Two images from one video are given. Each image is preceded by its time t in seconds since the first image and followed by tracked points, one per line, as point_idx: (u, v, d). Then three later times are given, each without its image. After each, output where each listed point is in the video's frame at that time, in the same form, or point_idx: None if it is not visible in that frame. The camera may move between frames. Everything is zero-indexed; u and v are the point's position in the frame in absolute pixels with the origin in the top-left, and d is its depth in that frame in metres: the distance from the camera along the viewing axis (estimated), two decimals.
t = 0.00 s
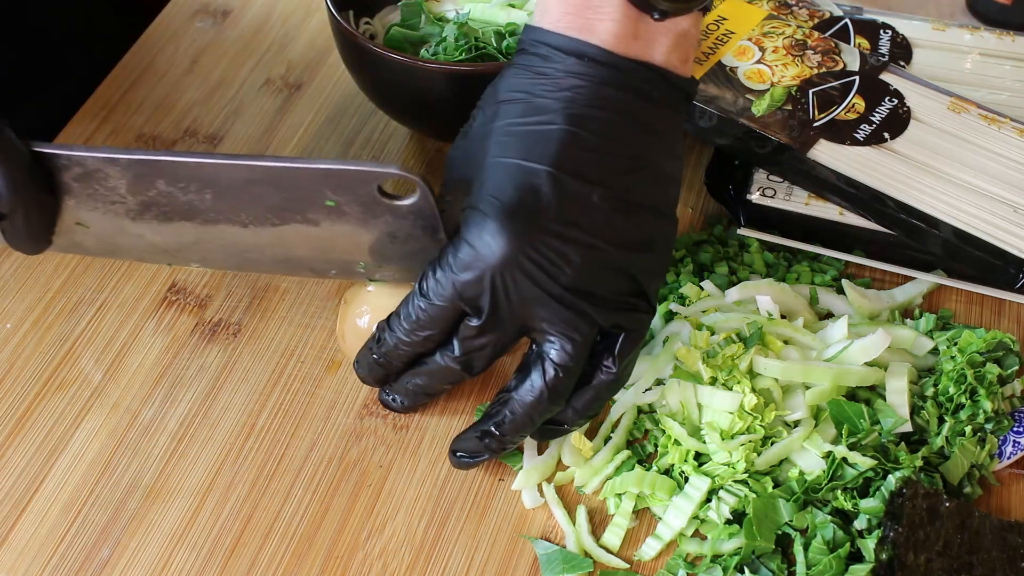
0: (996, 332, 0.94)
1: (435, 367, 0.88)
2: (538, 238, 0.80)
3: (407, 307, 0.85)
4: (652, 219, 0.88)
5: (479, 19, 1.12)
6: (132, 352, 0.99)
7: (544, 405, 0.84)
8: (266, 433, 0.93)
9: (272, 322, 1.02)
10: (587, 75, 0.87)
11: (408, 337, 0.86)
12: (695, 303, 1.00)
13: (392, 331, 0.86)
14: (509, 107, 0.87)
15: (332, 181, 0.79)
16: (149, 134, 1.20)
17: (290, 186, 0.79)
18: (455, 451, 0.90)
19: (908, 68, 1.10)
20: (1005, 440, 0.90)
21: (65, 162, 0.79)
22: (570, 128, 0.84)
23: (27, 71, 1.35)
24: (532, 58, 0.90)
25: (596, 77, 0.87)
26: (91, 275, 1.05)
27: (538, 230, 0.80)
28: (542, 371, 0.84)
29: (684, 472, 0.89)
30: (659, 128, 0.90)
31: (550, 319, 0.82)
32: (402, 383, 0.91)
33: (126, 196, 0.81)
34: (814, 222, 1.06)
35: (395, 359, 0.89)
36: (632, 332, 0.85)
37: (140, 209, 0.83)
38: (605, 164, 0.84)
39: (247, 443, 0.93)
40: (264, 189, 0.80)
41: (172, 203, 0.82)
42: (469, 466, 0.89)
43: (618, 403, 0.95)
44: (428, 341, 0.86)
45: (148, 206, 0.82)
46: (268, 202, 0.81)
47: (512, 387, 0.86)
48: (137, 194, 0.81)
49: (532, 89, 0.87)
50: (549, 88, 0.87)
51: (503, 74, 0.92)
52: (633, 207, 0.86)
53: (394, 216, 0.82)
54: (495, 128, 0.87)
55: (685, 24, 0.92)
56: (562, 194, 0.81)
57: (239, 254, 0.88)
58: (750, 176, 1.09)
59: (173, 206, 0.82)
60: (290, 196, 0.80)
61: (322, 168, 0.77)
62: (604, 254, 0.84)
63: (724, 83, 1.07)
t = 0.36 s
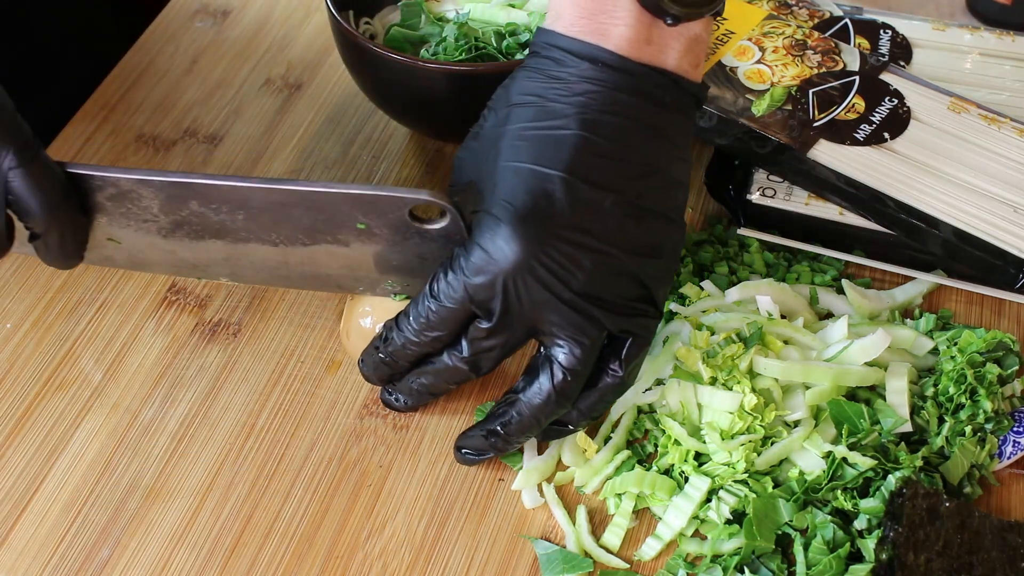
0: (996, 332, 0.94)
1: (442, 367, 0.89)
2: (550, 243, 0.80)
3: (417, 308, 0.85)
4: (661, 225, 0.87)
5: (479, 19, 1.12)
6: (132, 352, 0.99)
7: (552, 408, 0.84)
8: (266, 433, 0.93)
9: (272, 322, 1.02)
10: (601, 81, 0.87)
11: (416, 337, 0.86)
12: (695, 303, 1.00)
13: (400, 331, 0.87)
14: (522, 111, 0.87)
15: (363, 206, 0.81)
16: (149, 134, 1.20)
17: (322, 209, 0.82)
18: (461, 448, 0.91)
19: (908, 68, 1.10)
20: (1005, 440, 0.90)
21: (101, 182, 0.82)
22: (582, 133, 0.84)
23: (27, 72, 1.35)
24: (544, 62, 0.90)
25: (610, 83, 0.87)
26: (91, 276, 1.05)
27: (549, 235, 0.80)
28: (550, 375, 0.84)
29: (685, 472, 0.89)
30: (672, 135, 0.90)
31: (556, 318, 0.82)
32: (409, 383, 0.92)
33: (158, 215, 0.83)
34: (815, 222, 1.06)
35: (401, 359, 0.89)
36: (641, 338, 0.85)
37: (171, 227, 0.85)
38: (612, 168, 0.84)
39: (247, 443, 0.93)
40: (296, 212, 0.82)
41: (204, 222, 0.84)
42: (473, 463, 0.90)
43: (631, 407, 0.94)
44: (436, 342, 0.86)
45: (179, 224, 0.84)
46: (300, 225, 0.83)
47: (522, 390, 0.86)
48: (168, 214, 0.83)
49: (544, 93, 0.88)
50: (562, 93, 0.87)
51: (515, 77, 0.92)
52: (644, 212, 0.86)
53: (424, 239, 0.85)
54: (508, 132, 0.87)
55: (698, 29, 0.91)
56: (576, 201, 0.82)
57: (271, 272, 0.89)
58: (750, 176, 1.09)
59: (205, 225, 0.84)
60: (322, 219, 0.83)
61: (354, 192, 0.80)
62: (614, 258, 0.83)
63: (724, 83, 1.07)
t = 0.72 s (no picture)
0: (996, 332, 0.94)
1: (448, 369, 0.89)
2: (558, 245, 0.80)
3: (425, 310, 0.85)
4: (664, 227, 0.88)
5: (479, 19, 1.12)
6: (132, 352, 0.99)
7: (558, 411, 0.84)
8: (266, 433, 0.93)
9: (272, 322, 1.02)
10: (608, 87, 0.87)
11: (425, 339, 0.86)
12: (695, 303, 1.00)
13: (407, 333, 0.87)
14: (530, 117, 0.87)
15: (381, 218, 0.81)
16: (149, 134, 1.20)
17: (340, 223, 0.82)
18: (463, 448, 0.91)
19: (908, 68, 1.10)
20: (1005, 440, 0.90)
21: (122, 195, 0.81)
22: (592, 138, 0.85)
23: (28, 72, 1.36)
24: (551, 68, 0.89)
25: (617, 88, 0.87)
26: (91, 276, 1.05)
27: (558, 238, 0.80)
28: (557, 378, 0.84)
29: (684, 472, 0.89)
30: (672, 136, 0.90)
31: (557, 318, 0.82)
32: (414, 386, 0.92)
33: (178, 228, 0.83)
34: (814, 222, 1.06)
35: (408, 361, 0.89)
36: (644, 341, 0.85)
37: (189, 240, 0.84)
38: (612, 168, 0.84)
39: (247, 443, 0.93)
40: (316, 225, 0.82)
41: (222, 235, 0.84)
42: (476, 463, 0.90)
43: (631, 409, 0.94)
44: (444, 343, 0.86)
45: (197, 237, 0.84)
46: (318, 237, 0.83)
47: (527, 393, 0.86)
48: (187, 227, 0.83)
49: (552, 99, 0.87)
50: (571, 98, 0.87)
51: (522, 82, 0.91)
52: (649, 217, 0.86)
53: (441, 252, 0.85)
54: (517, 138, 0.86)
55: (703, 37, 0.92)
56: (577, 202, 0.82)
57: (286, 285, 0.90)
58: (750, 176, 1.09)
59: (224, 238, 0.84)
60: (340, 231, 0.83)
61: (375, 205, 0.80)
62: (614, 258, 0.83)
63: (724, 83, 1.07)
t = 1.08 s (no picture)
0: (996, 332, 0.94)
1: (450, 368, 0.89)
2: (561, 242, 0.80)
3: (428, 309, 0.85)
4: (664, 227, 0.87)
5: (479, 19, 1.12)
6: (132, 352, 0.99)
7: (560, 408, 0.84)
8: (266, 433, 0.93)
9: (272, 322, 1.02)
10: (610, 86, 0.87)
11: (427, 338, 0.86)
12: (695, 303, 1.00)
13: (410, 332, 0.87)
14: (533, 116, 0.88)
15: (397, 236, 0.86)
16: (149, 134, 1.20)
17: (354, 239, 0.87)
18: (464, 445, 0.91)
19: (908, 68, 1.10)
20: (1005, 440, 0.90)
21: (139, 210, 0.86)
22: (595, 137, 0.85)
23: (28, 72, 1.35)
24: (555, 67, 0.89)
25: (620, 88, 0.87)
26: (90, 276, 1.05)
27: (560, 236, 0.80)
28: (560, 375, 0.84)
29: (684, 472, 0.89)
30: (673, 136, 0.90)
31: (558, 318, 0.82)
32: (416, 386, 0.91)
33: (194, 242, 0.88)
34: (814, 222, 1.06)
35: (410, 361, 0.89)
36: (644, 339, 0.85)
37: (206, 254, 0.90)
38: (613, 167, 0.84)
39: (247, 443, 0.93)
40: (330, 241, 0.87)
41: (238, 250, 0.89)
42: (477, 460, 0.90)
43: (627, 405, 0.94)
44: (446, 342, 0.86)
45: (214, 251, 0.89)
46: (333, 253, 0.88)
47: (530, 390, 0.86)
48: (204, 241, 0.88)
49: (556, 98, 0.87)
50: (574, 97, 0.87)
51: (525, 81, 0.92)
52: (650, 216, 0.86)
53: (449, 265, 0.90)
54: (520, 137, 0.87)
55: (706, 37, 0.92)
56: (578, 201, 0.82)
57: (297, 298, 0.97)
58: (750, 176, 1.09)
59: (240, 252, 0.89)
60: (354, 248, 0.88)
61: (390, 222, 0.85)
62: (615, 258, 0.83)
63: (724, 83, 1.07)
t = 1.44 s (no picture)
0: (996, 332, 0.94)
1: (433, 371, 0.88)
2: (535, 231, 0.80)
3: (406, 308, 0.85)
4: (647, 218, 0.87)
5: (479, 19, 1.11)
6: (132, 352, 0.99)
7: (537, 400, 0.84)
8: (266, 433, 0.93)
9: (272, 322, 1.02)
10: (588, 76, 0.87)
11: (406, 338, 0.86)
12: (695, 303, 1.00)
13: (389, 333, 0.87)
14: (512, 105, 0.88)
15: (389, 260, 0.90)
16: (149, 134, 1.20)
17: (350, 263, 0.90)
18: (445, 443, 0.91)
19: (908, 68, 1.10)
20: (1005, 440, 0.90)
21: (144, 242, 0.90)
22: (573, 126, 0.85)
23: (28, 72, 1.35)
24: (534, 58, 0.90)
25: (599, 78, 0.87)
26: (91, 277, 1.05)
27: (534, 225, 0.80)
28: (535, 366, 0.83)
29: (684, 472, 0.89)
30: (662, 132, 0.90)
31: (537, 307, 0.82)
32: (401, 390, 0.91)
33: (197, 272, 0.91)
34: (815, 222, 1.06)
35: (391, 363, 0.89)
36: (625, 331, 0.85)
37: (209, 282, 0.93)
38: (596, 159, 0.85)
39: (247, 443, 0.93)
40: (328, 267, 0.90)
41: (240, 278, 0.92)
42: (459, 459, 0.90)
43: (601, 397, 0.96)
44: (425, 341, 0.86)
45: (217, 281, 0.92)
46: (329, 278, 0.92)
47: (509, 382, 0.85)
48: (207, 271, 0.91)
49: (535, 88, 0.88)
50: (552, 87, 0.87)
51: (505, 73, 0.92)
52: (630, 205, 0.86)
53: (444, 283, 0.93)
54: (499, 126, 0.87)
55: (687, 29, 0.92)
56: (557, 189, 0.82)
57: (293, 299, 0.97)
58: (750, 176, 1.09)
59: (241, 281, 0.92)
60: (349, 273, 0.91)
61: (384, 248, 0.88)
62: (597, 247, 0.84)
63: (724, 83, 1.07)
